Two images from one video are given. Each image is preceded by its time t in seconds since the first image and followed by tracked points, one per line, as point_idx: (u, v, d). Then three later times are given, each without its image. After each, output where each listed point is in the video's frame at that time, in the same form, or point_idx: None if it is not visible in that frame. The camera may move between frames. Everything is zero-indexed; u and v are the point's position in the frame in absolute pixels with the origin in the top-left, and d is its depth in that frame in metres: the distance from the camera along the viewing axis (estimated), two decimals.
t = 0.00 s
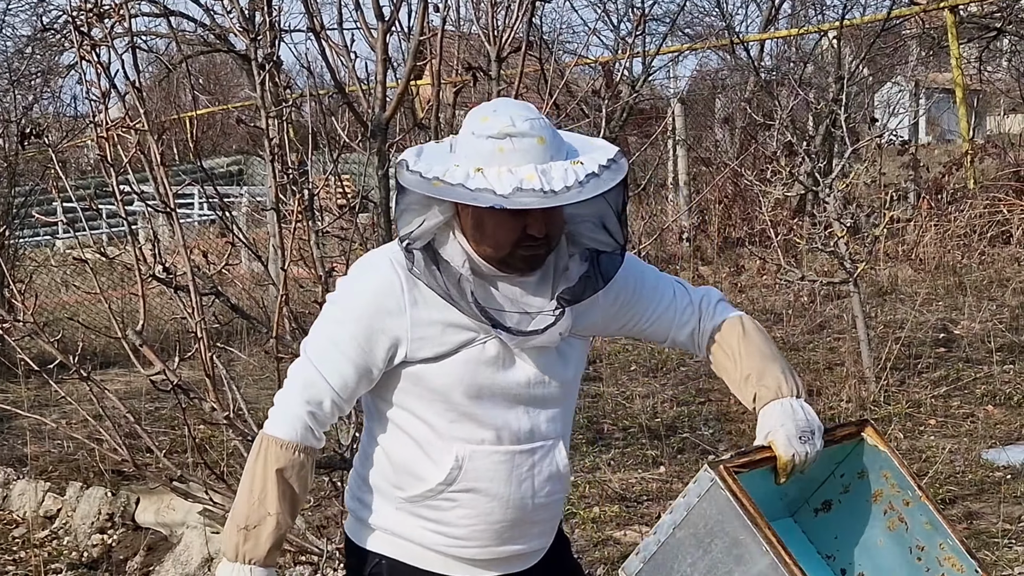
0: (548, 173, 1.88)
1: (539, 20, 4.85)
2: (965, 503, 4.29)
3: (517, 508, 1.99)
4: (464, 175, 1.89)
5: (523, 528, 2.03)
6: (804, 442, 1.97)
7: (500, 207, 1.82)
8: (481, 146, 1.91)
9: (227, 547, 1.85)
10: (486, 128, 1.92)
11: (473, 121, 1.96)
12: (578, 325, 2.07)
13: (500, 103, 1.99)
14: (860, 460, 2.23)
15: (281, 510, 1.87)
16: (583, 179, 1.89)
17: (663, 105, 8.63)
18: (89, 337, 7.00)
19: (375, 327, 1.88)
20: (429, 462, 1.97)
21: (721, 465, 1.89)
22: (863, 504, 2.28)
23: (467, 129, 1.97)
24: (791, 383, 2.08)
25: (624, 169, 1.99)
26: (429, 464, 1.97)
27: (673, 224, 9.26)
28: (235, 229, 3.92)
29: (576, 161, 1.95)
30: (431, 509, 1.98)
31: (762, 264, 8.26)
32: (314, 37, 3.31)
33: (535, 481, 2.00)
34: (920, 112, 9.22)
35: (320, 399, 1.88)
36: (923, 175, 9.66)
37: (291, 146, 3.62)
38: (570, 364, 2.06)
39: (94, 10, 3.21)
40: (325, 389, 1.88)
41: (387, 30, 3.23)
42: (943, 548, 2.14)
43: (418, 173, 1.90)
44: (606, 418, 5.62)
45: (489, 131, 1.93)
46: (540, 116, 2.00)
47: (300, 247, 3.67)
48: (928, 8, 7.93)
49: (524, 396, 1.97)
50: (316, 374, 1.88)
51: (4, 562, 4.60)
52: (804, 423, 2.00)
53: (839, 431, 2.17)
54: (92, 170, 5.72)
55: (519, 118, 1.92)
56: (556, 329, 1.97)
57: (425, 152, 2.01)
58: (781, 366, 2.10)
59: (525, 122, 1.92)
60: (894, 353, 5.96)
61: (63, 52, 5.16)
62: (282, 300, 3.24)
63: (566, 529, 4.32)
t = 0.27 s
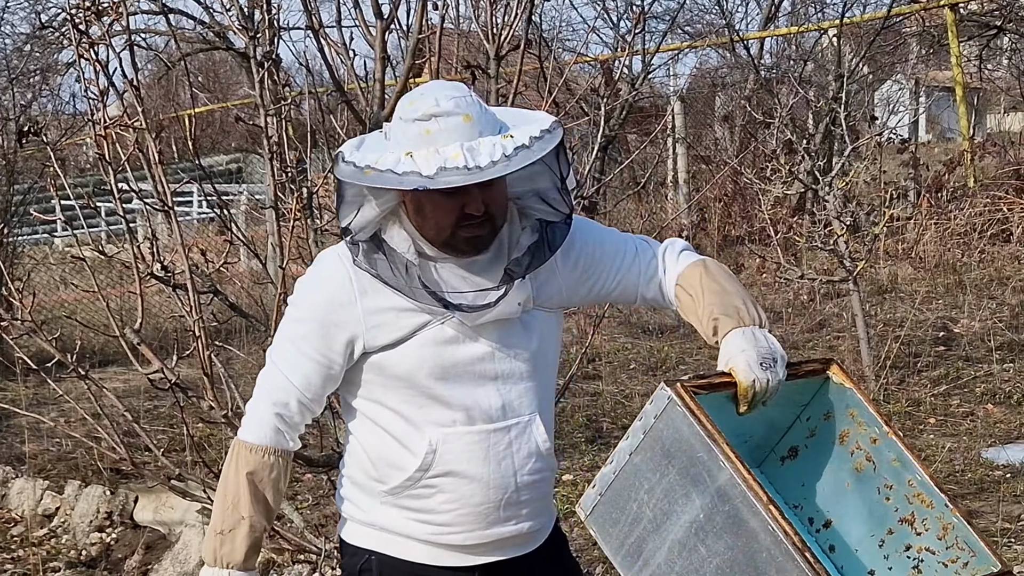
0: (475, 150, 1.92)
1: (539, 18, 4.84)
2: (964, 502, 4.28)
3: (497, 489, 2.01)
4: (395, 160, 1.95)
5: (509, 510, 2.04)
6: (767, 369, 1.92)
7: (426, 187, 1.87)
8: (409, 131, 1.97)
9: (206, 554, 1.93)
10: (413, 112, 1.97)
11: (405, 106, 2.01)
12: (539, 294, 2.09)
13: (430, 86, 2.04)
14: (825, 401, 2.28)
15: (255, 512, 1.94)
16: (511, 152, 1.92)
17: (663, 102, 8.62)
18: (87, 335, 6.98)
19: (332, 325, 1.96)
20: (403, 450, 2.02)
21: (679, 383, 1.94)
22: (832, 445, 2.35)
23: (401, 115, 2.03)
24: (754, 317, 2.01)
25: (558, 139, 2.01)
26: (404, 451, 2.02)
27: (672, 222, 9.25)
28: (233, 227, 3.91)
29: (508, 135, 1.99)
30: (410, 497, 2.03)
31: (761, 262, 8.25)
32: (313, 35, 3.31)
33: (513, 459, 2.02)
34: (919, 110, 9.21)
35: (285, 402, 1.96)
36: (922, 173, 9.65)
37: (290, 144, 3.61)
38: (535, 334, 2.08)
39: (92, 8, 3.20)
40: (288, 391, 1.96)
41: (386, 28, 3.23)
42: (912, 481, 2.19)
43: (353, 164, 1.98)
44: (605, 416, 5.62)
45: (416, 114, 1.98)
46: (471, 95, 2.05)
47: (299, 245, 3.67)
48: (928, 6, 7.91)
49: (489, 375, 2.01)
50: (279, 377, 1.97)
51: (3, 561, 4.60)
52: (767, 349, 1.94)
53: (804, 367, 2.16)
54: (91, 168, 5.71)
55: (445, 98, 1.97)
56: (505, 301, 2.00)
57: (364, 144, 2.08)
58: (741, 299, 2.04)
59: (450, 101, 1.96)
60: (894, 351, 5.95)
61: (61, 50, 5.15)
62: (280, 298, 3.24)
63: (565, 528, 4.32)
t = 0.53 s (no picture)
0: (413, 143, 1.90)
1: (537, 15, 4.83)
2: (962, 500, 4.28)
3: (464, 480, 2.03)
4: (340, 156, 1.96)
5: (481, 501, 2.05)
6: (719, 358, 1.73)
7: (362, 184, 1.88)
8: (354, 126, 1.97)
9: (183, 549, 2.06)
10: (357, 107, 1.98)
11: (353, 100, 2.02)
12: (501, 283, 2.06)
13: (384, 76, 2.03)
14: (792, 398, 2.07)
15: (225, 508, 2.05)
16: (450, 144, 1.90)
17: (661, 100, 8.62)
18: (86, 333, 6.98)
19: (293, 324, 2.04)
20: (371, 444, 2.07)
21: (619, 364, 1.75)
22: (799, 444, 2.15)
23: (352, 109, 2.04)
24: (719, 305, 1.88)
25: (503, 128, 1.98)
26: (372, 445, 2.07)
27: (671, 220, 9.25)
28: (231, 224, 3.91)
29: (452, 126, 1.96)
30: (380, 489, 2.08)
31: (760, 260, 8.26)
32: (311, 33, 3.31)
33: (480, 449, 2.03)
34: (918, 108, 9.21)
35: (252, 401, 2.06)
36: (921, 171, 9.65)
37: (287, 142, 3.61)
38: (498, 324, 2.05)
39: (90, 5, 3.20)
40: (255, 389, 2.06)
41: (383, 26, 3.23)
42: (870, 489, 2.00)
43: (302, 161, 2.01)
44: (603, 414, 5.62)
45: (361, 108, 1.99)
46: (423, 84, 2.02)
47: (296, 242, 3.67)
48: (927, 4, 7.90)
49: (451, 367, 2.01)
50: (248, 377, 2.07)
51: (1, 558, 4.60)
52: (723, 338, 1.76)
53: (767, 360, 1.96)
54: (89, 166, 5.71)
55: (386, 91, 1.96)
56: (459, 291, 1.98)
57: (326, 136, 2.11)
58: (703, 286, 1.90)
59: (390, 94, 1.95)
60: (892, 349, 5.95)
61: (60, 48, 5.14)
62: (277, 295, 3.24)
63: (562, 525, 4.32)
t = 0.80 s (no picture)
0: (363, 142, 1.88)
1: (536, 14, 4.85)
2: (959, 497, 4.29)
3: (429, 478, 2.01)
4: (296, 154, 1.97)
5: (448, 498, 2.03)
6: (671, 373, 1.62)
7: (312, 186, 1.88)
8: (311, 124, 1.98)
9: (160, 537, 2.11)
10: (313, 106, 1.98)
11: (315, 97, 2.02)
12: (471, 281, 1.99)
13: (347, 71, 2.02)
14: (757, 420, 1.91)
15: (195, 499, 2.08)
16: (398, 142, 1.87)
17: (660, 99, 8.64)
18: (86, 331, 7.00)
19: (258, 320, 2.04)
20: (339, 440, 2.07)
21: (558, 373, 1.70)
22: (761, 470, 2.00)
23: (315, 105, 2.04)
24: (684, 317, 1.77)
25: (459, 126, 1.95)
26: (340, 441, 2.06)
27: (670, 219, 9.27)
28: (229, 223, 3.93)
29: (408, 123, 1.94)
30: (349, 485, 2.08)
31: (758, 259, 8.28)
32: (310, 32, 3.32)
33: (446, 447, 1.99)
34: (916, 107, 9.23)
35: (222, 395, 2.08)
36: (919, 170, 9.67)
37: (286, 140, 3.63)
38: (466, 321, 1.98)
39: (90, 4, 3.21)
40: (225, 383, 2.08)
41: (381, 25, 3.24)
42: (825, 526, 1.83)
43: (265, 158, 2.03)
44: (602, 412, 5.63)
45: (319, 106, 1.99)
46: (383, 79, 2.00)
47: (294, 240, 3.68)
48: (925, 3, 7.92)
49: (414, 365, 1.97)
50: (219, 370, 2.09)
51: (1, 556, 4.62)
52: (676, 353, 1.65)
53: (733, 381, 1.79)
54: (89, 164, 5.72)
55: (343, 89, 1.95)
56: (420, 289, 1.91)
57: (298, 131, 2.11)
58: (666, 296, 1.79)
59: (345, 93, 1.94)
60: (890, 347, 5.97)
61: (60, 47, 5.15)
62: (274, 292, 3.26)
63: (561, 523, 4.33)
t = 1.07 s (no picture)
0: (330, 141, 1.87)
1: (535, 12, 4.85)
2: (958, 495, 4.30)
3: (409, 476, 2.00)
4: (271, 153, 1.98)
5: (429, 496, 2.02)
6: (643, 393, 1.58)
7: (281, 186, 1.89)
8: (286, 123, 1.98)
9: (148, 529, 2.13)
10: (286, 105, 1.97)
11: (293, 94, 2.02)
12: (451, 279, 1.97)
13: (324, 66, 2.01)
14: (736, 439, 1.87)
15: (181, 493, 2.10)
16: (363, 140, 1.85)
17: (659, 97, 8.63)
18: (85, 329, 7.00)
19: (242, 315, 2.05)
20: (322, 437, 2.07)
21: (523, 393, 1.69)
22: (739, 491, 1.95)
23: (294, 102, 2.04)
24: (661, 334, 1.73)
25: (428, 121, 1.92)
26: (322, 438, 2.07)
27: (669, 217, 9.28)
28: (228, 220, 3.93)
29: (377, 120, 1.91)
30: (332, 483, 2.09)
31: (757, 257, 8.28)
32: (309, 29, 3.33)
33: (425, 444, 1.99)
34: (915, 105, 9.24)
35: (209, 390, 2.10)
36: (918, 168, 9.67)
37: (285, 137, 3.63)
38: (445, 320, 1.96)
39: (90, 2, 3.22)
40: (211, 378, 2.10)
41: (381, 22, 3.24)
42: (801, 551, 1.76)
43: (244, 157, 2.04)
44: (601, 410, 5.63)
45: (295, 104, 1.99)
46: (358, 75, 1.98)
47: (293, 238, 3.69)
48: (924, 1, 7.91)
49: (394, 363, 1.97)
50: (205, 366, 2.11)
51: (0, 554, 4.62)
52: (649, 372, 1.61)
53: (710, 400, 1.77)
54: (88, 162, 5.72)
55: (314, 88, 1.95)
56: (394, 288, 1.90)
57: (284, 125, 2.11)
58: (643, 311, 1.74)
59: (315, 91, 1.94)
60: (889, 345, 5.98)
61: (59, 44, 5.15)
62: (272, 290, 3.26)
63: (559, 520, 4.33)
